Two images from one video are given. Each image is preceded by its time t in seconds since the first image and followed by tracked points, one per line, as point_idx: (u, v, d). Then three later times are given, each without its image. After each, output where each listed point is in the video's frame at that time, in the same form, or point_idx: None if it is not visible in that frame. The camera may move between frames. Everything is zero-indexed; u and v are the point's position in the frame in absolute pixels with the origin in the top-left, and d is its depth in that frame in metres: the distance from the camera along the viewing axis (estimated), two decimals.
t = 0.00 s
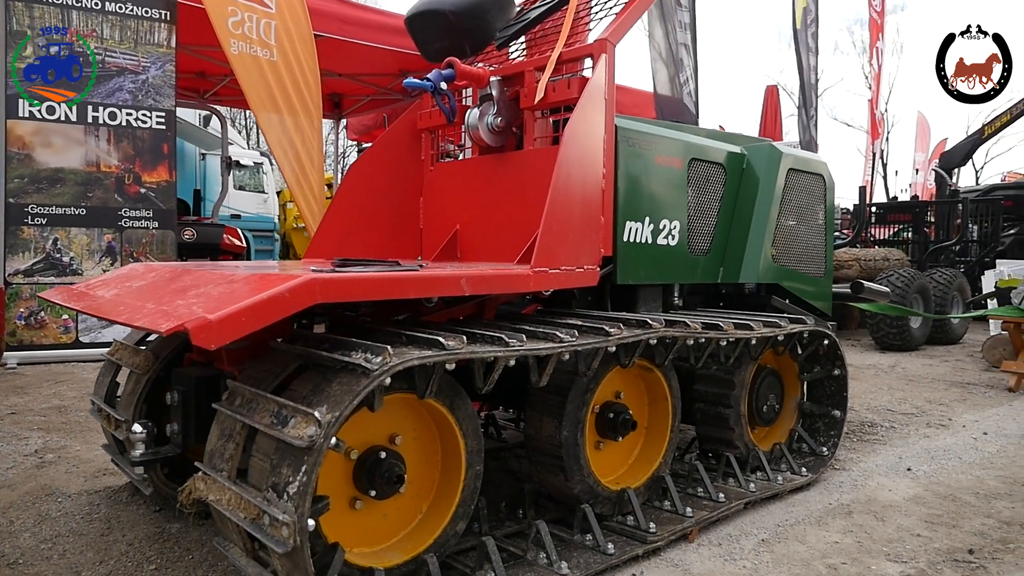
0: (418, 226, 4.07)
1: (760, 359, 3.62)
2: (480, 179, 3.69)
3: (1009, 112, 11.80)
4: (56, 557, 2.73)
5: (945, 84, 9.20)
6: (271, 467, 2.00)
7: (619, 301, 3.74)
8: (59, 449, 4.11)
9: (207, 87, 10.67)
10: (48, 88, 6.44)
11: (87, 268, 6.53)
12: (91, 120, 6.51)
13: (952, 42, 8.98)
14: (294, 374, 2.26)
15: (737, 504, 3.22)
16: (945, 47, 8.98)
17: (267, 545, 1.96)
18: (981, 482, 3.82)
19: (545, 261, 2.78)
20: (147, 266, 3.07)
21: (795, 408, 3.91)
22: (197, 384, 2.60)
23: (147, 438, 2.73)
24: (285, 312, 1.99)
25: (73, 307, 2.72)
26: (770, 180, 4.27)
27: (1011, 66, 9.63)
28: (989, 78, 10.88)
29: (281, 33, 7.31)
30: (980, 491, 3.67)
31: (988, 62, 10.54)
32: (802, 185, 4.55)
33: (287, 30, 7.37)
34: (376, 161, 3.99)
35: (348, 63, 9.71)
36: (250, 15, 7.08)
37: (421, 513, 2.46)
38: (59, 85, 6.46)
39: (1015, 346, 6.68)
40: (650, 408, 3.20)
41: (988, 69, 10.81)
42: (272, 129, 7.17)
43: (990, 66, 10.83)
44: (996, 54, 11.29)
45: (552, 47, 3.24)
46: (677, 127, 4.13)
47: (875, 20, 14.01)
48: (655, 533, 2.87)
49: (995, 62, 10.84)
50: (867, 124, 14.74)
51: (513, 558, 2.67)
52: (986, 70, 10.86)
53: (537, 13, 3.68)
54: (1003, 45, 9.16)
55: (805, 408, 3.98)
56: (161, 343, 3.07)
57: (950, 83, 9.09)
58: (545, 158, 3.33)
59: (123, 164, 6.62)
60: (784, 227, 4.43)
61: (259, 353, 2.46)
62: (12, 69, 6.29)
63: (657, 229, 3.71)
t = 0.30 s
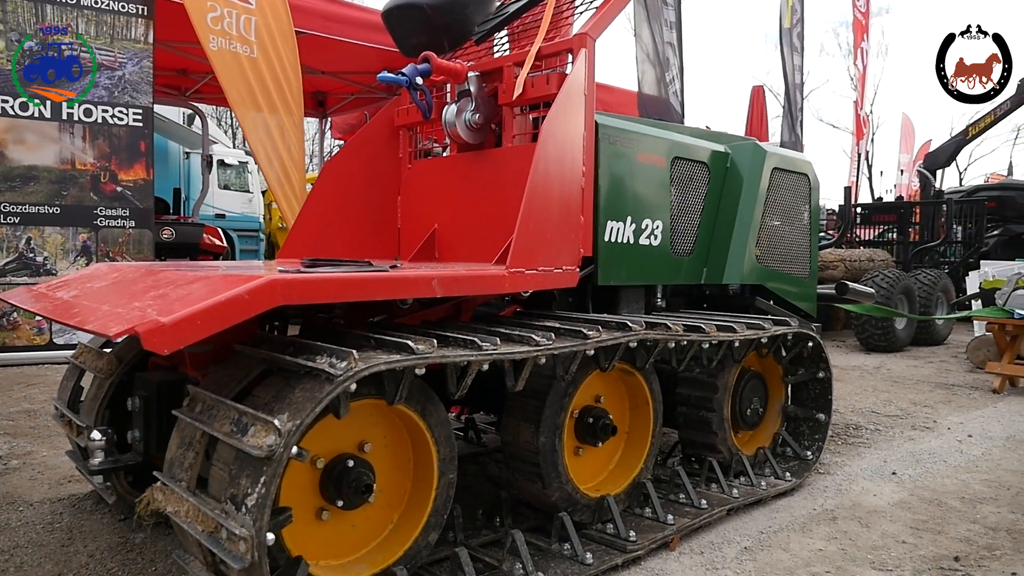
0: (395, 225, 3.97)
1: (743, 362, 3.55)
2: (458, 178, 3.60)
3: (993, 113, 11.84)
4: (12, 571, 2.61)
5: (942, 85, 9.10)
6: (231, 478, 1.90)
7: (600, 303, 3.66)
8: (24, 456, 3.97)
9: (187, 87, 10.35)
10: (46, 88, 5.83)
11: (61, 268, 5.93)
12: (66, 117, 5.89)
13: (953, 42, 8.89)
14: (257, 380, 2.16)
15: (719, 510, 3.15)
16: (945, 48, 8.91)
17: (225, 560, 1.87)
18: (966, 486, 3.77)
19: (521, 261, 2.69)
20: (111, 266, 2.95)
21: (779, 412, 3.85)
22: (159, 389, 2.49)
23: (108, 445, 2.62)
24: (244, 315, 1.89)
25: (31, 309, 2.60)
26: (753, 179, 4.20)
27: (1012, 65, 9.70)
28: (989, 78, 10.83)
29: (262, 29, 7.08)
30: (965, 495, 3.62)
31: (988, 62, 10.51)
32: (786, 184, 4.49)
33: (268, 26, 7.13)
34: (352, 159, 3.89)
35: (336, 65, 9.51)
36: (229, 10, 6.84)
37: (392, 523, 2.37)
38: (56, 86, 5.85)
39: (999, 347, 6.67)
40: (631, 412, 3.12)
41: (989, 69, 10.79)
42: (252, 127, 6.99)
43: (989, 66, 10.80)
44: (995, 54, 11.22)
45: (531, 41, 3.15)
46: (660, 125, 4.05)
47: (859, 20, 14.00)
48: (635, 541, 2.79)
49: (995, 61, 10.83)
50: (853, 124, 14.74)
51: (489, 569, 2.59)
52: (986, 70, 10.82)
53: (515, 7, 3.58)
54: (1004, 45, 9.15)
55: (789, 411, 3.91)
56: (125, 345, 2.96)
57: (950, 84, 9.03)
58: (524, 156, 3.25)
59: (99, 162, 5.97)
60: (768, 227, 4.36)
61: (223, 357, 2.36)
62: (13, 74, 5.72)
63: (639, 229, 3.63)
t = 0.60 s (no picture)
0: (380, 226, 3.89)
1: (733, 367, 3.49)
2: (443, 178, 3.53)
3: (986, 115, 11.82)
4: None
5: (942, 84, 9.05)
6: (197, 489, 1.83)
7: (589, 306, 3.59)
8: None
9: (176, 87, 10.20)
10: (47, 89, 5.72)
11: (44, 269, 5.77)
12: (50, 115, 5.72)
13: (951, 43, 8.85)
14: (228, 386, 2.08)
15: (708, 518, 3.08)
16: (944, 49, 8.85)
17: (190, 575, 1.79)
18: (959, 493, 3.71)
19: (504, 264, 2.62)
20: (85, 267, 2.87)
21: (770, 417, 3.79)
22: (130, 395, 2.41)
23: (77, 453, 2.54)
24: (211, 321, 1.82)
25: None
26: (744, 180, 4.14)
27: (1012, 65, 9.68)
28: (989, 78, 10.80)
29: (250, 28, 6.91)
30: (958, 503, 3.56)
31: (989, 63, 10.47)
32: (778, 186, 4.43)
33: (256, 24, 6.96)
34: (335, 158, 3.81)
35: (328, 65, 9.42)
36: (217, 8, 6.66)
37: (369, 533, 2.30)
38: (59, 86, 5.75)
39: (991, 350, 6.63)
40: (619, 417, 3.05)
41: (988, 70, 10.76)
42: (241, 127, 6.86)
43: (989, 66, 10.78)
44: (993, 55, 11.18)
45: (516, 39, 3.08)
46: (650, 125, 3.98)
47: (852, 22, 13.98)
48: (621, 551, 2.72)
49: (995, 61, 10.79)
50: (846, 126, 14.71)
51: None
52: (986, 70, 10.79)
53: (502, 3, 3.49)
54: (1004, 45, 9.14)
55: (779, 417, 3.85)
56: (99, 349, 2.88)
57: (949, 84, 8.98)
58: (509, 156, 3.18)
59: (83, 162, 5.80)
60: (759, 228, 4.30)
61: (195, 362, 2.29)
62: (12, 69, 5.59)
63: (628, 231, 3.56)
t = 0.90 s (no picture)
0: (367, 225, 3.82)
1: (725, 370, 3.42)
2: (430, 177, 3.46)
3: (982, 115, 11.78)
4: None
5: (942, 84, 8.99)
6: (164, 500, 1.76)
7: (579, 308, 3.53)
8: None
9: (168, 83, 10.11)
10: (46, 89, 5.60)
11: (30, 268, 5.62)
12: (37, 112, 5.56)
13: (951, 42, 8.78)
14: (200, 392, 2.01)
15: (699, 525, 3.02)
16: (944, 49, 8.79)
17: None
18: (954, 499, 3.65)
19: (488, 265, 2.55)
20: (60, 268, 2.79)
21: (762, 421, 3.73)
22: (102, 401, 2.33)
23: (48, 459, 2.46)
24: (179, 325, 1.75)
25: None
26: (738, 180, 4.07)
27: (1012, 65, 9.62)
28: (989, 79, 10.75)
29: (241, 25, 6.72)
30: (954, 508, 3.50)
31: (988, 63, 10.42)
32: (772, 186, 4.36)
33: (247, 21, 6.77)
34: (321, 156, 3.74)
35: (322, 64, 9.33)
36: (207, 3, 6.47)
37: (348, 544, 2.23)
38: (57, 86, 5.62)
39: (988, 352, 6.58)
40: (608, 422, 2.99)
41: (988, 69, 10.71)
42: (233, 125, 6.72)
43: (989, 66, 10.73)
44: (993, 55, 11.12)
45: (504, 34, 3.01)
46: (643, 123, 3.92)
47: (847, 20, 13.94)
48: (609, 559, 2.65)
49: (995, 62, 10.73)
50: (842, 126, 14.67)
51: None
52: (986, 70, 10.74)
53: None
54: (1004, 45, 9.08)
55: (772, 420, 3.79)
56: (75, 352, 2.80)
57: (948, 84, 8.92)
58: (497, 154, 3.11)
59: (71, 159, 5.66)
60: (752, 229, 4.23)
61: (169, 366, 2.22)
62: (13, 67, 5.47)
63: (619, 231, 3.49)
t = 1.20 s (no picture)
0: (354, 225, 3.75)
1: (718, 371, 3.36)
2: (417, 176, 3.40)
3: (978, 113, 11.73)
4: None
5: (942, 84, 8.91)
6: (132, 511, 1.69)
7: (569, 308, 3.47)
8: None
9: (159, 82, 10.00)
10: (49, 90, 5.23)
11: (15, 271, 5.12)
12: (21, 110, 5.11)
13: (951, 41, 8.71)
14: (172, 399, 1.94)
15: (692, 531, 2.96)
16: (945, 48, 8.72)
17: None
18: (952, 501, 3.60)
19: (472, 266, 2.48)
20: (35, 271, 2.70)
21: (756, 423, 3.67)
22: (75, 407, 2.26)
23: (20, 468, 2.38)
24: (145, 330, 1.69)
25: None
26: (732, 177, 4.01)
27: (1011, 64, 9.57)
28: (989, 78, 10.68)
29: (231, 23, 6.60)
30: (951, 511, 3.45)
31: (988, 62, 10.36)
32: (766, 183, 4.30)
33: (237, 19, 6.66)
34: (307, 156, 3.67)
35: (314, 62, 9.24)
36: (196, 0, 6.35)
37: (328, 554, 2.16)
38: (59, 87, 5.26)
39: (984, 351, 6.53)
40: (599, 426, 2.93)
41: (988, 69, 10.64)
42: (223, 125, 6.60)
43: (989, 66, 10.66)
44: (993, 54, 11.06)
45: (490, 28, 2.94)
46: (634, 120, 3.85)
47: (842, 18, 13.87)
48: (599, 566, 2.59)
49: (995, 61, 10.66)
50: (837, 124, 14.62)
51: None
52: (986, 69, 10.68)
53: None
54: (1004, 45, 9.02)
55: (767, 422, 3.73)
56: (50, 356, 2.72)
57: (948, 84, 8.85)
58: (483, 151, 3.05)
59: (59, 159, 5.24)
60: (746, 227, 4.17)
61: (142, 371, 2.15)
62: (12, 69, 5.09)
63: (609, 230, 3.43)
